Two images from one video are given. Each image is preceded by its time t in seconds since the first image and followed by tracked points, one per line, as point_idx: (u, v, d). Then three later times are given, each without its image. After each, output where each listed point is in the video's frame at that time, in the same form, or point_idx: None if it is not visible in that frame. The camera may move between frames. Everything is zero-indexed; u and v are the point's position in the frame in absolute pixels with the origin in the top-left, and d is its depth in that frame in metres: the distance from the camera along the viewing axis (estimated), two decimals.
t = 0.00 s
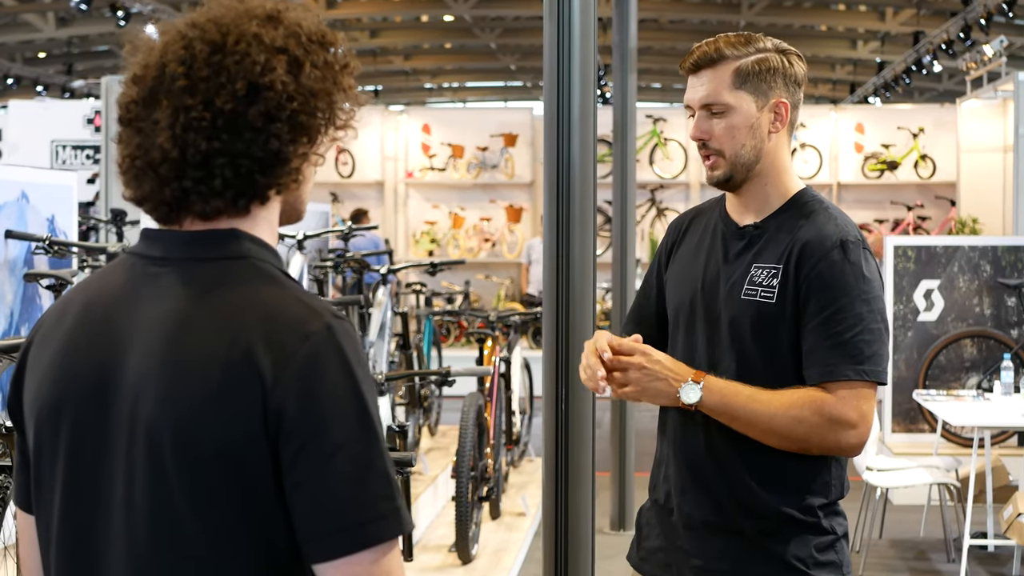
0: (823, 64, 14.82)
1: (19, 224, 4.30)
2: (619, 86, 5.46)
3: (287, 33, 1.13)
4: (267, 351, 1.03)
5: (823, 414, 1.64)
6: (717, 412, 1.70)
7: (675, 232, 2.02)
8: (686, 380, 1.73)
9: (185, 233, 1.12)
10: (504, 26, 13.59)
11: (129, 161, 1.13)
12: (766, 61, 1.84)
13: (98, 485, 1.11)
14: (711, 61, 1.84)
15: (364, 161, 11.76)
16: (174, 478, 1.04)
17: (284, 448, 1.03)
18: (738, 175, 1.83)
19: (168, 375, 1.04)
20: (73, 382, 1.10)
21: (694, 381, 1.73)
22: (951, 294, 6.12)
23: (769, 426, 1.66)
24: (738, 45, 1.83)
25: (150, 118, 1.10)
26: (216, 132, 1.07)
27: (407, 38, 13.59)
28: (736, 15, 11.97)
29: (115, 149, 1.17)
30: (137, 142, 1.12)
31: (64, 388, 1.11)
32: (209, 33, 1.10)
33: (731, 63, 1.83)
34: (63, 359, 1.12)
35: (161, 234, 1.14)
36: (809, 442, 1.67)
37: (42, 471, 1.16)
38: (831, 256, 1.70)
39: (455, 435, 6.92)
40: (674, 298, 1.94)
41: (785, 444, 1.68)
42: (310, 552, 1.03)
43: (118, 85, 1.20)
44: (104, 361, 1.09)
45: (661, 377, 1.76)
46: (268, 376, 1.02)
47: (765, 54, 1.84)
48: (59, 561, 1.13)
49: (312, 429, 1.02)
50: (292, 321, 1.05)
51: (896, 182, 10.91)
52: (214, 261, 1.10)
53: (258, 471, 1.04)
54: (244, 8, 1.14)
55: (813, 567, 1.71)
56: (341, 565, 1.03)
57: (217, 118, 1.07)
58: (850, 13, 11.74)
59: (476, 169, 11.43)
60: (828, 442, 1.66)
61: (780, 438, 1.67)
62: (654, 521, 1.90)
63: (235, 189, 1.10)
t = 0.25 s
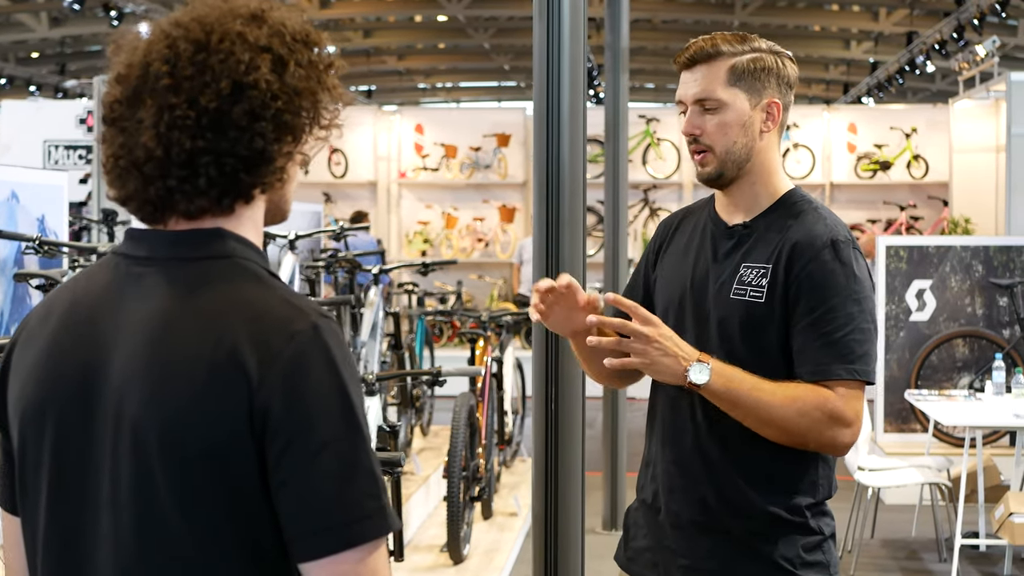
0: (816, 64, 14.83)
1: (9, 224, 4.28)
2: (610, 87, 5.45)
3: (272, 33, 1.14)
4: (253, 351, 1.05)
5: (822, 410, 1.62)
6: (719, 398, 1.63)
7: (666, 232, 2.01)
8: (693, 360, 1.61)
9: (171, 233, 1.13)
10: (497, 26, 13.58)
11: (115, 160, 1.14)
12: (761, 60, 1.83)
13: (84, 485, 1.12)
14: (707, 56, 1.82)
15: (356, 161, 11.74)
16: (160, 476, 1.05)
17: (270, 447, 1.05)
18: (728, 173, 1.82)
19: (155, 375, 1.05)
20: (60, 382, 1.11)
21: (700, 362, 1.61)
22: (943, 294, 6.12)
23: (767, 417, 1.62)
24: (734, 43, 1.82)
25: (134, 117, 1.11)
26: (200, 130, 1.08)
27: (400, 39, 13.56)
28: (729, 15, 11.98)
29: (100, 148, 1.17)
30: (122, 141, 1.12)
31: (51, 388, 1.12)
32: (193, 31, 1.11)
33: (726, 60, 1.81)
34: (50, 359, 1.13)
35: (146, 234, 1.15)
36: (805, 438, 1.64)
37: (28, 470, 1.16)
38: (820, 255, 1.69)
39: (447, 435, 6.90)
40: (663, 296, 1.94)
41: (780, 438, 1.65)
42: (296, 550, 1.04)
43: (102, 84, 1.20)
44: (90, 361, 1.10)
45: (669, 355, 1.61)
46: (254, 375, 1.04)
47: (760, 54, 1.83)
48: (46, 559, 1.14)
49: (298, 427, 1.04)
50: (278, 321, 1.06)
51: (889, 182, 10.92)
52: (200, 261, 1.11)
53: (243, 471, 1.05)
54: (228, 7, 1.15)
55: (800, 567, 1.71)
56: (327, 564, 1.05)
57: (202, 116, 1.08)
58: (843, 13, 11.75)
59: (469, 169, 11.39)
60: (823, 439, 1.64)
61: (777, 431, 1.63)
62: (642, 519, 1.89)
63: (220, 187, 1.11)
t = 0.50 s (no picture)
0: (806, 64, 14.86)
1: None
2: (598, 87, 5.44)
3: (252, 32, 1.13)
4: (230, 349, 1.04)
5: (798, 399, 1.60)
6: (696, 391, 1.61)
7: (647, 228, 2.00)
8: (669, 359, 1.58)
9: (147, 231, 1.13)
10: (488, 26, 13.56)
11: (90, 157, 1.13)
12: (766, 61, 1.86)
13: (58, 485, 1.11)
14: (726, 50, 1.80)
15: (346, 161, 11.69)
16: (137, 475, 1.05)
17: (247, 445, 1.05)
18: (736, 168, 1.80)
19: (130, 374, 1.05)
20: (32, 380, 1.10)
21: (676, 360, 1.59)
22: (931, 293, 6.13)
23: (746, 406, 1.60)
24: (748, 40, 1.83)
25: (111, 113, 1.10)
26: (178, 127, 1.07)
27: (391, 39, 13.53)
28: (719, 15, 11.99)
29: (76, 146, 1.16)
30: (99, 138, 1.11)
31: (23, 387, 1.11)
32: (173, 29, 1.10)
33: (743, 56, 1.81)
34: (22, 358, 1.11)
35: (121, 231, 1.14)
36: (782, 427, 1.62)
37: (3, 470, 1.15)
38: (800, 247, 1.68)
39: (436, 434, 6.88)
40: (645, 296, 1.92)
41: (758, 427, 1.63)
42: (273, 548, 1.05)
43: (80, 82, 1.19)
44: (63, 360, 1.09)
45: (644, 357, 1.59)
46: (232, 373, 1.04)
47: (765, 55, 1.86)
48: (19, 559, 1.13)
49: (275, 425, 1.04)
50: (254, 318, 1.06)
51: (878, 182, 10.95)
52: (176, 259, 1.10)
53: (220, 469, 1.05)
54: (208, 6, 1.14)
55: (783, 565, 1.70)
56: (305, 562, 1.05)
57: (179, 113, 1.07)
58: (833, 14, 11.78)
59: (459, 168, 11.39)
60: (800, 426, 1.62)
61: (756, 421, 1.61)
62: (626, 519, 1.87)
63: (197, 184, 1.10)
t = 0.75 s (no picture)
0: (791, 64, 14.92)
1: None
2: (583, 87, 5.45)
3: (221, 31, 1.11)
4: (202, 345, 1.03)
5: (755, 396, 1.59)
6: (657, 373, 1.59)
7: (624, 223, 1.98)
8: (632, 331, 1.58)
9: (118, 229, 1.10)
10: (474, 26, 13.55)
11: (61, 161, 1.12)
12: (743, 59, 1.84)
13: (26, 486, 1.09)
14: (702, 49, 1.79)
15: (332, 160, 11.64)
16: (107, 472, 1.03)
17: (218, 442, 1.03)
18: (713, 169, 1.79)
19: (100, 369, 1.03)
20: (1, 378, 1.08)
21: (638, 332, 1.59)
22: (914, 293, 6.16)
23: (707, 395, 1.58)
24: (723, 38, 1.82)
25: (81, 117, 1.09)
26: (148, 130, 1.06)
27: (377, 38, 13.50)
28: (705, 15, 12.02)
29: (49, 150, 1.15)
30: (68, 141, 1.10)
31: None
32: (141, 31, 1.09)
33: (719, 55, 1.80)
34: None
35: (90, 229, 1.12)
36: (736, 421, 1.59)
37: None
38: (780, 249, 1.68)
39: (419, 434, 6.87)
40: (625, 295, 1.89)
41: (712, 420, 1.60)
42: (244, 545, 1.03)
43: (49, 82, 1.17)
44: (32, 357, 1.07)
45: (607, 324, 1.60)
46: (203, 369, 1.02)
47: (741, 52, 1.85)
48: None
49: (248, 421, 1.02)
50: (227, 313, 1.04)
51: (863, 181, 10.99)
52: (147, 256, 1.08)
53: (190, 467, 1.03)
54: (177, 5, 1.13)
55: (763, 562, 1.70)
56: (275, 558, 1.03)
57: (149, 117, 1.06)
58: (819, 14, 11.81)
59: (444, 168, 11.40)
60: (752, 426, 1.60)
61: (710, 412, 1.59)
62: (604, 518, 1.84)
63: (168, 186, 1.09)
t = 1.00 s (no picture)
0: (768, 64, 15.00)
1: None
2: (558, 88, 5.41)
3: (184, 28, 1.11)
4: (169, 339, 1.04)
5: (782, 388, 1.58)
6: (708, 358, 1.49)
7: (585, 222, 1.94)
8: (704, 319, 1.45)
9: (82, 226, 1.11)
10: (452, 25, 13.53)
11: (25, 157, 1.11)
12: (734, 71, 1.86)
13: None
14: (700, 49, 1.80)
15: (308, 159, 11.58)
16: (74, 464, 1.04)
17: (185, 437, 1.05)
18: (687, 166, 1.77)
19: (67, 367, 1.04)
20: None
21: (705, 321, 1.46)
22: (888, 292, 6.21)
23: (743, 385, 1.52)
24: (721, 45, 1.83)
25: (44, 114, 1.09)
26: (110, 126, 1.06)
27: (354, 37, 13.44)
28: (682, 15, 12.06)
29: (13, 146, 1.15)
30: (33, 136, 1.10)
31: None
32: (104, 28, 1.08)
33: (714, 59, 1.81)
34: None
35: (56, 226, 1.12)
36: (757, 417, 1.56)
37: None
38: (754, 245, 1.68)
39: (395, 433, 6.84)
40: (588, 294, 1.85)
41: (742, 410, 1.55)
42: (213, 539, 1.06)
43: (13, 77, 1.17)
44: None
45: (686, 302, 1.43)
46: (171, 362, 1.04)
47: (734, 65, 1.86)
48: None
49: (215, 415, 1.05)
50: (194, 310, 1.06)
51: (838, 181, 11.07)
52: (112, 254, 1.09)
53: (158, 462, 1.05)
54: (141, 2, 1.12)
55: (733, 559, 1.69)
56: (243, 551, 1.06)
57: (112, 113, 1.05)
58: (795, 15, 11.89)
59: (420, 168, 11.41)
60: (775, 420, 1.58)
61: (744, 404, 1.54)
62: (573, 517, 1.82)
63: (131, 183, 1.09)
